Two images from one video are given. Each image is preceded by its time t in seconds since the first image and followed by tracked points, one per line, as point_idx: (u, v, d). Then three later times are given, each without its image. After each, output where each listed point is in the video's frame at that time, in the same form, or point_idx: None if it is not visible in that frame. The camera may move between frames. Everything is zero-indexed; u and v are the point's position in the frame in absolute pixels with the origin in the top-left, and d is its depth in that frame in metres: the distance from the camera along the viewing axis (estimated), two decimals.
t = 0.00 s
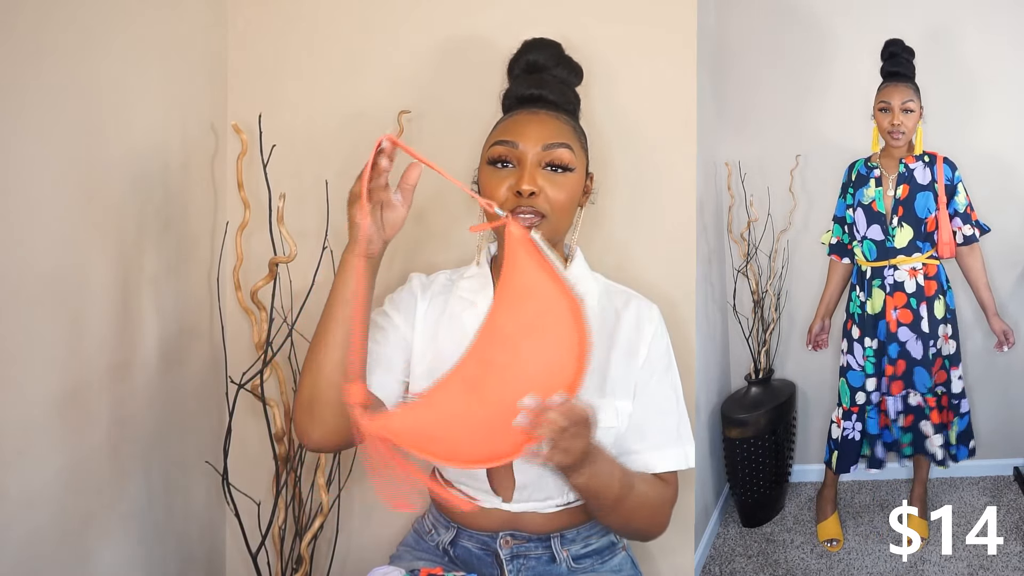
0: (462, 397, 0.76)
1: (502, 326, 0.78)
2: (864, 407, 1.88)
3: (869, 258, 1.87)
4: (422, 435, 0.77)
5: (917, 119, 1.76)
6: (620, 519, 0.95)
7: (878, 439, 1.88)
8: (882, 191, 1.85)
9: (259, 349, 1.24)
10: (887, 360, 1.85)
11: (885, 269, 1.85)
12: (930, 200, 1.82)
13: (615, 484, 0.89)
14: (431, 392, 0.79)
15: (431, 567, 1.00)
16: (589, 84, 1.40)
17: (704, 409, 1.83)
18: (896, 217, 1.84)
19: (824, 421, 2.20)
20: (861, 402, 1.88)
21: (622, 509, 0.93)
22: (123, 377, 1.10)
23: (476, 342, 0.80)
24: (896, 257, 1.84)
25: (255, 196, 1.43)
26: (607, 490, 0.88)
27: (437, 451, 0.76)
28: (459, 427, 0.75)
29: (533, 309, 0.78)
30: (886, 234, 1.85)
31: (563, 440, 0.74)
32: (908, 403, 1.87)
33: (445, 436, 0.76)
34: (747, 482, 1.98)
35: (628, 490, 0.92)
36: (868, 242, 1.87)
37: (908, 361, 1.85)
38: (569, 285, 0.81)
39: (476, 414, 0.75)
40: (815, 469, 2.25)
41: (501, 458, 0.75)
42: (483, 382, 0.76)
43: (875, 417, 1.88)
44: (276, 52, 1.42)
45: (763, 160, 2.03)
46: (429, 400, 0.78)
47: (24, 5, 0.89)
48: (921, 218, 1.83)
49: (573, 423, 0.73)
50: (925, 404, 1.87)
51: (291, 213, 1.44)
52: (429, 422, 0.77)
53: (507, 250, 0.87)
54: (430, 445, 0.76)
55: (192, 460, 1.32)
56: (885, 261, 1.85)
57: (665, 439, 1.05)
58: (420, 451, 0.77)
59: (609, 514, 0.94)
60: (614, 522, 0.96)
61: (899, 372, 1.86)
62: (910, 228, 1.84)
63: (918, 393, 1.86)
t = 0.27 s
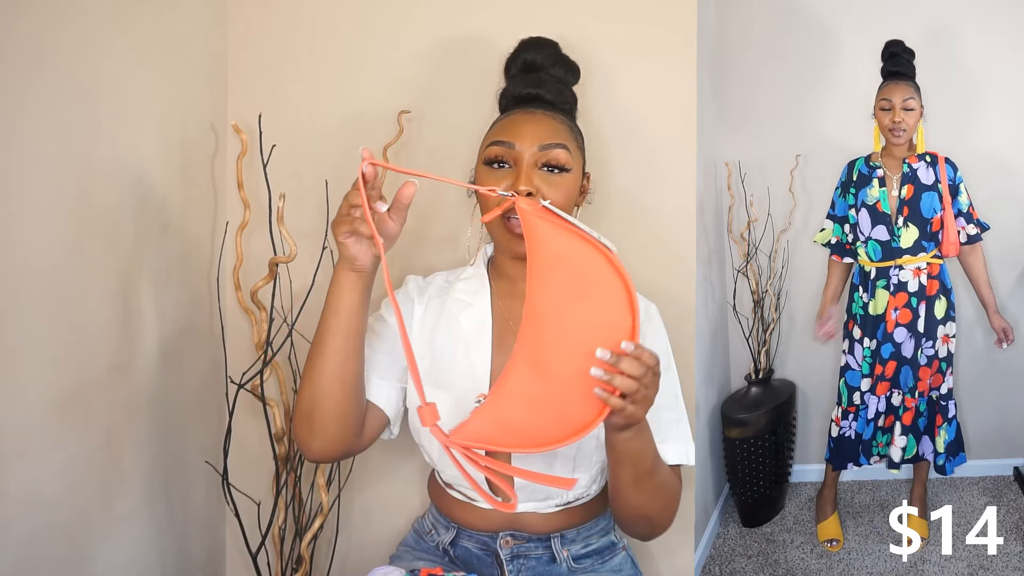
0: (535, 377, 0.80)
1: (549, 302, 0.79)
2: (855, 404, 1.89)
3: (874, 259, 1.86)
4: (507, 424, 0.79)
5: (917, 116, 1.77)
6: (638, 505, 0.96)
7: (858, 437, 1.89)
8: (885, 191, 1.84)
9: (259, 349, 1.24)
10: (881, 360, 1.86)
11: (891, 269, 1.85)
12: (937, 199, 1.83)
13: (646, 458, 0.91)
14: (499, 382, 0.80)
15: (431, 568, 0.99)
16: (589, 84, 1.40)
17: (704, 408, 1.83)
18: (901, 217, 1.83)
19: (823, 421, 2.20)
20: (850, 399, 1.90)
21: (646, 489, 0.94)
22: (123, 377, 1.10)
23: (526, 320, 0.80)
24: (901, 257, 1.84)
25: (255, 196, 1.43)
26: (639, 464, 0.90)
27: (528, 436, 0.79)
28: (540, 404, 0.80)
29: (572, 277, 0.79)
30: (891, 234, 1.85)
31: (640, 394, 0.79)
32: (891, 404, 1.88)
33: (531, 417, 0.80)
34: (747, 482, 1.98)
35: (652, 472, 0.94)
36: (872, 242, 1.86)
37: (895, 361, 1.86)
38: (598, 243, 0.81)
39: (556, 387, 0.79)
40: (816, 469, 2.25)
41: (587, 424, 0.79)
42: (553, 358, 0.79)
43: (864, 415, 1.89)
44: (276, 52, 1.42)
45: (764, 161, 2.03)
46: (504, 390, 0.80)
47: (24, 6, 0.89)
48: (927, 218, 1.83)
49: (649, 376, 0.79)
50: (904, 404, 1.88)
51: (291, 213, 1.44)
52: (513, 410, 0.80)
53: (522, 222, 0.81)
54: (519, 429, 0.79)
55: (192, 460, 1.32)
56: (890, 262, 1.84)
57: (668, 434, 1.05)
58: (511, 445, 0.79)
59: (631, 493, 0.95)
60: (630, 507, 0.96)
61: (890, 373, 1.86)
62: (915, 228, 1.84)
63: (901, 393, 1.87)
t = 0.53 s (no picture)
0: (492, 387, 0.72)
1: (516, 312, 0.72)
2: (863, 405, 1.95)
3: (881, 258, 1.96)
4: (457, 436, 0.72)
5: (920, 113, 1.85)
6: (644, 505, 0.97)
7: (872, 440, 1.94)
8: (895, 191, 1.96)
9: (259, 349, 1.24)
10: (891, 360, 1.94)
11: (896, 268, 1.94)
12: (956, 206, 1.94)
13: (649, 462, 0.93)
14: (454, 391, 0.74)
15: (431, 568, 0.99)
16: (589, 84, 1.40)
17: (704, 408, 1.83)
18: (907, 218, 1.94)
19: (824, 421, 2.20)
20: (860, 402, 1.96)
21: (649, 494, 0.95)
22: (123, 377, 1.10)
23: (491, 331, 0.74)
24: (907, 256, 1.93)
25: (255, 196, 1.43)
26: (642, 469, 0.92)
27: (475, 450, 0.71)
28: (486, 420, 0.71)
29: (544, 286, 0.73)
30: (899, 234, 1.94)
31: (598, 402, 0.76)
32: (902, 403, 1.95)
33: (482, 431, 0.71)
34: (747, 482, 1.99)
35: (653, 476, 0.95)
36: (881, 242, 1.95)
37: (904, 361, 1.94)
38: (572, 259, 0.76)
39: (512, 400, 0.71)
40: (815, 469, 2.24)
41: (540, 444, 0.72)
42: (515, 370, 0.71)
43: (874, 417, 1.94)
44: (276, 52, 1.42)
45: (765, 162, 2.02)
46: (456, 400, 0.73)
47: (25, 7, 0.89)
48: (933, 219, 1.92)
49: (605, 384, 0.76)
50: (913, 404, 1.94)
51: (291, 213, 1.44)
52: (464, 422, 0.72)
53: (505, 233, 0.81)
54: (466, 443, 0.71)
55: (192, 460, 1.32)
56: (896, 260, 1.94)
57: (666, 434, 1.06)
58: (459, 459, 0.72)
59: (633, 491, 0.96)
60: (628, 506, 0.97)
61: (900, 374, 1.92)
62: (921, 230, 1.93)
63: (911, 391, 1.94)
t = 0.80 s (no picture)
0: (389, 429, 0.70)
1: (454, 375, 0.70)
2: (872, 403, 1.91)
3: (885, 255, 1.88)
4: (330, 449, 0.70)
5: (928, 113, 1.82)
6: (616, 530, 0.95)
7: (883, 440, 1.89)
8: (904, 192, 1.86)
9: (259, 349, 1.24)
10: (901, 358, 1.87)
11: (899, 267, 1.86)
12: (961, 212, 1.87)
13: (604, 494, 0.91)
14: (356, 404, 0.71)
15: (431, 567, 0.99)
16: (589, 84, 1.40)
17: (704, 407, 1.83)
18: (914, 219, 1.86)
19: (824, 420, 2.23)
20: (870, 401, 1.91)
21: (616, 520, 0.94)
22: (122, 377, 1.10)
23: (424, 374, 0.71)
24: (911, 258, 1.85)
25: (255, 196, 1.43)
26: (596, 509, 0.90)
27: (337, 470, 0.71)
28: (370, 459, 0.70)
29: (492, 368, 0.70)
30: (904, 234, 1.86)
31: (498, 492, 0.76)
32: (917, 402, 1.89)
33: (356, 460, 0.70)
34: (746, 482, 1.98)
35: (617, 503, 0.94)
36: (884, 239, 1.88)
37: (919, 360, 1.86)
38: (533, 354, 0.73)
39: (396, 452, 0.69)
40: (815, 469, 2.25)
41: (397, 499, 0.71)
42: (416, 428, 0.69)
43: (880, 416, 1.90)
44: (276, 52, 1.42)
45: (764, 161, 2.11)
46: (351, 415, 0.70)
47: (26, 8, 0.89)
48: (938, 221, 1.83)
49: (507, 480, 0.76)
50: (936, 404, 1.89)
51: (291, 212, 1.44)
52: (344, 441, 0.70)
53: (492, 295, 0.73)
54: (333, 460, 0.70)
55: (192, 460, 1.32)
56: (899, 260, 1.86)
57: (660, 437, 1.04)
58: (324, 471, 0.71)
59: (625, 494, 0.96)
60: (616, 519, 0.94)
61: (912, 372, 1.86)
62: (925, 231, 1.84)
63: (930, 392, 1.88)
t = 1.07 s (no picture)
0: (371, 405, 0.73)
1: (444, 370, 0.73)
2: (869, 400, 1.93)
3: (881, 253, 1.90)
4: (313, 409, 0.75)
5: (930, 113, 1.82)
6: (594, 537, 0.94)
7: (879, 437, 1.92)
8: (898, 191, 1.87)
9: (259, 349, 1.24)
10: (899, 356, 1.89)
11: (891, 267, 1.88)
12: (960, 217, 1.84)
13: (578, 505, 0.89)
14: (351, 374, 0.75)
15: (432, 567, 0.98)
16: (587, 84, 1.40)
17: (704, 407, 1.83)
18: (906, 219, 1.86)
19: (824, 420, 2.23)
20: (867, 397, 1.93)
21: (597, 528, 0.93)
22: (122, 377, 1.10)
23: (419, 362, 0.74)
24: (902, 257, 1.85)
25: (255, 196, 1.43)
26: (568, 518, 0.88)
27: (313, 429, 0.75)
28: (347, 431, 0.73)
29: (480, 374, 0.73)
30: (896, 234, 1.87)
31: (466, 497, 0.72)
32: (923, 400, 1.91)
33: (335, 426, 0.74)
34: (746, 482, 1.98)
35: (596, 514, 0.92)
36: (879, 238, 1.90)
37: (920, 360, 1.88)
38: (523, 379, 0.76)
39: (371, 428, 0.72)
40: (816, 469, 2.26)
41: (363, 475, 0.73)
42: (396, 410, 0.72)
43: (876, 412, 1.92)
44: (276, 52, 1.42)
45: (764, 161, 2.11)
46: (341, 382, 0.75)
47: (25, 8, 0.89)
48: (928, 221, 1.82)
49: (478, 490, 0.72)
50: (941, 402, 1.90)
51: (291, 212, 1.44)
52: (327, 405, 0.74)
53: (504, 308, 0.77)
54: (312, 419, 0.75)
55: (192, 461, 1.32)
56: (892, 259, 1.87)
57: (655, 439, 1.04)
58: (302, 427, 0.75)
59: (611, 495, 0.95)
60: (610, 515, 0.94)
61: (915, 369, 1.88)
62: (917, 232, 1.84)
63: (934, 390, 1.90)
